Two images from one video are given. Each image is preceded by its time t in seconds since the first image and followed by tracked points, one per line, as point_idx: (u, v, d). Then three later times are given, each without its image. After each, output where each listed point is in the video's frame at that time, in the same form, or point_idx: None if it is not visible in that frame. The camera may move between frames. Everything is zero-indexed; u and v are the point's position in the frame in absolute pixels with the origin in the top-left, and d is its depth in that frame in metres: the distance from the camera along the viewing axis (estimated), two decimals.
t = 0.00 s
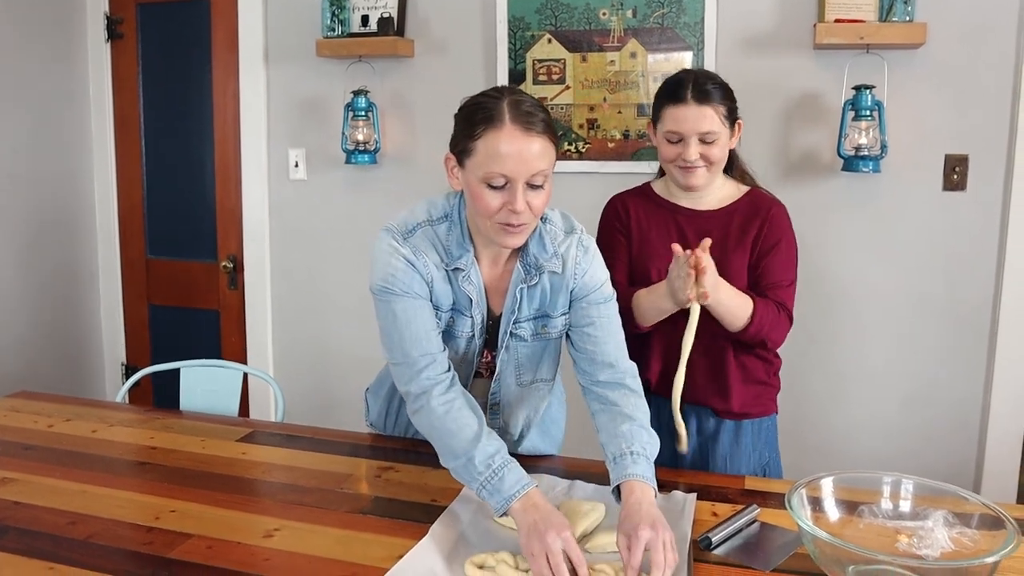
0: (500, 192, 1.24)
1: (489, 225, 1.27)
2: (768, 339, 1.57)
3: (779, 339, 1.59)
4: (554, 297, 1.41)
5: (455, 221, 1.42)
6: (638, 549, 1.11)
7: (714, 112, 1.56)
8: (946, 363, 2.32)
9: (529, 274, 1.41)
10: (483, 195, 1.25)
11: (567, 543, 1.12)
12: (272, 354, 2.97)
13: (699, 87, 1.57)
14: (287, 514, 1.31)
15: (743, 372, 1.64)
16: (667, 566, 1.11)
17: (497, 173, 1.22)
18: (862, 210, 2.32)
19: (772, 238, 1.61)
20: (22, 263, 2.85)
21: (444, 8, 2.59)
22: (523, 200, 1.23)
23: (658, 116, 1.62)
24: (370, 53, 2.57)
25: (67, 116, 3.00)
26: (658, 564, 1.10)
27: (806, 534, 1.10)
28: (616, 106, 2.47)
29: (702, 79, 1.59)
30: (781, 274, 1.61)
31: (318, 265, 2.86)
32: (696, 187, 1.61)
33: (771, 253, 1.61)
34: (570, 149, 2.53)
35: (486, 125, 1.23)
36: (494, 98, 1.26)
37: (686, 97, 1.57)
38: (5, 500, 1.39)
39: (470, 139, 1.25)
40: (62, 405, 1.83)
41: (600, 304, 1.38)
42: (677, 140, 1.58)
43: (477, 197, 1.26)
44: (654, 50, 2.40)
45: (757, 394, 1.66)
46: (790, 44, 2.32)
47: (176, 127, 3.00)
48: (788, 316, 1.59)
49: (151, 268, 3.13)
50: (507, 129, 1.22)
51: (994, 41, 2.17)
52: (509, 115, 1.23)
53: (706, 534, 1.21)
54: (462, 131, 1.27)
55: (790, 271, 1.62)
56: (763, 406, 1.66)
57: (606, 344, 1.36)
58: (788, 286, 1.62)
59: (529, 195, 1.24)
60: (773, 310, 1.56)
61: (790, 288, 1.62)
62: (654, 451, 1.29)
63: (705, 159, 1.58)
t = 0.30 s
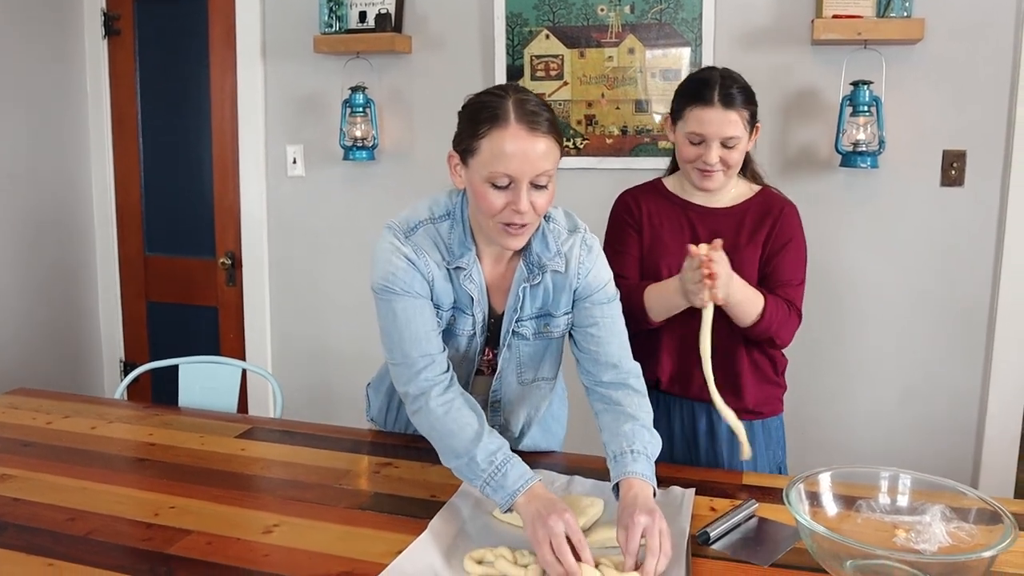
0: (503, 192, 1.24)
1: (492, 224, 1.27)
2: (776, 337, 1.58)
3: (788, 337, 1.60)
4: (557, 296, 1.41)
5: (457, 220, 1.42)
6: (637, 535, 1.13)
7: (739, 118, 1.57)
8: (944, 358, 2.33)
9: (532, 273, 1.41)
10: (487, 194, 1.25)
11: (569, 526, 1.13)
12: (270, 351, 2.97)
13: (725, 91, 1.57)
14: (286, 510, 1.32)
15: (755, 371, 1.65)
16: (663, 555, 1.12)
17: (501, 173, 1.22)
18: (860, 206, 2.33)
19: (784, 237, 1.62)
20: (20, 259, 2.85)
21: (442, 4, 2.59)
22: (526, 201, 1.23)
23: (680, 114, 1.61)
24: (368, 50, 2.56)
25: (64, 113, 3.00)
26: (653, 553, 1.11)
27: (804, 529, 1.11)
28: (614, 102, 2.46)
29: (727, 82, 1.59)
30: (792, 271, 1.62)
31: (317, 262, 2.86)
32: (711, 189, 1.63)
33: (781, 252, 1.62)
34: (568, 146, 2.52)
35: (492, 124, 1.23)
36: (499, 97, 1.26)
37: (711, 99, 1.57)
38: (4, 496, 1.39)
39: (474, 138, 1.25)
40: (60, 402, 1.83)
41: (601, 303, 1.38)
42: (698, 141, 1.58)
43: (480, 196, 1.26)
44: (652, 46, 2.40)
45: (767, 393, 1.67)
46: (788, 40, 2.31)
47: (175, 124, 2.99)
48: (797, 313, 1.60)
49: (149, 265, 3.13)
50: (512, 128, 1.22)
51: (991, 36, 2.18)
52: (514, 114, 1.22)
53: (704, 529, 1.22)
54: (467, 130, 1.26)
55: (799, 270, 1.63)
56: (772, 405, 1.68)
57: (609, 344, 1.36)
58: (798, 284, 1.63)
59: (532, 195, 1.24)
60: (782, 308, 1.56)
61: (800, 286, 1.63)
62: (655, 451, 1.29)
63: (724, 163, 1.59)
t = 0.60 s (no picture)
0: (507, 193, 1.24)
1: (495, 225, 1.28)
2: (807, 342, 1.55)
3: (818, 344, 1.57)
4: (558, 296, 1.42)
5: (460, 217, 1.42)
6: (638, 541, 1.12)
7: (770, 120, 1.57)
8: (942, 354, 2.33)
9: (534, 273, 1.42)
10: (491, 195, 1.25)
11: (563, 531, 1.12)
12: (270, 348, 2.97)
13: (758, 92, 1.57)
14: (286, 507, 1.32)
15: (777, 380, 1.65)
16: (664, 559, 1.12)
17: (505, 174, 1.23)
18: (858, 202, 2.33)
19: (816, 239, 1.61)
20: (18, 258, 2.84)
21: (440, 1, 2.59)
22: (530, 203, 1.24)
23: (710, 115, 1.61)
24: (365, 47, 2.56)
25: (62, 111, 2.99)
26: (655, 558, 1.11)
27: (801, 524, 1.11)
28: (612, 99, 2.47)
29: (760, 82, 1.58)
30: (822, 275, 1.61)
31: (315, 260, 2.87)
32: (739, 190, 1.63)
33: (813, 255, 1.61)
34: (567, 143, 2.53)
35: (498, 125, 1.23)
36: (506, 97, 1.26)
37: (742, 100, 1.57)
38: (5, 494, 1.39)
39: (480, 138, 1.25)
40: (60, 400, 1.83)
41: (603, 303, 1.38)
42: (728, 143, 1.59)
43: (484, 197, 1.27)
44: (650, 43, 2.41)
45: (789, 401, 1.67)
46: (786, 36, 2.32)
47: (173, 122, 2.99)
48: (827, 317, 1.57)
49: (147, 263, 3.13)
50: (518, 130, 1.22)
51: (988, 33, 2.18)
52: (520, 116, 1.23)
53: (703, 525, 1.22)
54: (473, 129, 1.27)
55: (830, 273, 1.62)
56: (793, 412, 1.68)
57: (611, 344, 1.36)
58: (829, 288, 1.62)
59: (536, 197, 1.25)
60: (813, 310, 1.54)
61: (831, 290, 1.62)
62: (655, 452, 1.30)
63: (754, 165, 1.59)
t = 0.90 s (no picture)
0: (503, 186, 1.25)
1: (492, 219, 1.29)
2: (836, 334, 1.50)
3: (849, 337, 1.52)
4: (558, 289, 1.43)
5: (458, 211, 1.42)
6: (642, 528, 1.13)
7: (804, 124, 1.49)
8: (942, 348, 2.34)
9: (533, 266, 1.42)
10: (487, 189, 1.26)
11: (562, 519, 1.13)
12: (270, 343, 2.97)
13: (792, 94, 1.49)
14: (286, 500, 1.32)
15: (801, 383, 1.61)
16: (665, 548, 1.13)
17: (501, 167, 1.23)
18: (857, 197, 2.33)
19: (848, 232, 1.57)
20: (19, 254, 2.85)
21: None
22: (526, 196, 1.24)
23: (741, 114, 1.54)
24: (364, 42, 2.56)
25: (61, 107, 2.99)
26: (655, 546, 1.12)
27: (801, 517, 1.11)
28: (612, 93, 2.47)
29: (796, 83, 1.50)
30: (855, 269, 1.56)
31: (315, 256, 2.87)
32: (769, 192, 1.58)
33: (844, 248, 1.57)
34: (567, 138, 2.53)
35: (493, 119, 1.23)
36: (500, 91, 1.26)
37: (776, 104, 1.49)
38: (7, 489, 1.39)
39: (476, 132, 1.25)
40: (60, 395, 1.84)
41: (602, 295, 1.40)
42: (759, 146, 1.52)
43: (480, 191, 1.27)
44: (649, 37, 2.41)
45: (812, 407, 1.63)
46: (785, 30, 2.32)
47: (172, 119, 2.99)
48: (857, 308, 1.52)
49: (147, 259, 3.13)
50: (513, 124, 1.22)
51: (987, 27, 2.18)
52: (515, 110, 1.22)
53: (702, 518, 1.23)
54: (469, 123, 1.27)
55: (864, 266, 1.57)
56: (817, 420, 1.63)
57: (611, 337, 1.38)
58: (863, 281, 1.56)
59: (532, 189, 1.25)
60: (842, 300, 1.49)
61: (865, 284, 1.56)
62: (657, 437, 1.30)
63: (785, 169, 1.52)
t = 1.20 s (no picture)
0: (500, 178, 1.25)
1: (490, 212, 1.29)
2: (853, 338, 1.49)
3: (865, 340, 1.51)
4: (557, 283, 1.43)
5: (455, 205, 1.43)
6: (646, 522, 1.13)
7: (824, 125, 1.49)
8: (942, 343, 2.34)
9: (530, 261, 1.42)
10: (484, 182, 1.26)
11: (566, 505, 1.14)
12: (270, 339, 2.98)
13: (813, 94, 1.48)
14: (287, 495, 1.33)
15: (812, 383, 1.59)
16: (672, 541, 1.14)
17: (497, 160, 1.23)
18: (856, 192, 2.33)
19: (866, 231, 1.55)
20: (19, 251, 2.85)
21: None
22: (522, 187, 1.24)
23: (760, 112, 1.54)
24: (363, 38, 2.56)
25: (61, 104, 2.99)
26: (662, 540, 1.13)
27: (801, 510, 1.12)
28: (611, 89, 2.47)
29: (817, 83, 1.49)
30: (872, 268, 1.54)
31: (315, 252, 2.87)
32: (787, 191, 1.58)
33: (862, 247, 1.55)
34: (567, 133, 2.53)
35: (488, 112, 1.23)
36: (495, 85, 1.26)
37: (796, 103, 1.48)
38: (8, 484, 1.40)
39: (471, 125, 1.26)
40: (62, 391, 1.84)
41: (602, 288, 1.41)
42: (777, 146, 1.52)
43: (477, 184, 1.27)
44: (649, 33, 2.41)
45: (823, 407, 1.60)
46: (785, 25, 2.32)
47: (172, 115, 2.99)
48: (874, 309, 1.50)
49: (148, 255, 3.14)
50: (507, 116, 1.22)
51: (987, 21, 2.18)
52: (509, 102, 1.23)
53: (702, 512, 1.23)
54: (464, 117, 1.27)
55: (882, 266, 1.55)
56: (828, 421, 1.61)
57: (611, 331, 1.38)
58: (879, 282, 1.54)
59: (528, 181, 1.25)
60: (861, 303, 1.48)
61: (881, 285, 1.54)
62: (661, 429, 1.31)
63: (802, 169, 1.52)
